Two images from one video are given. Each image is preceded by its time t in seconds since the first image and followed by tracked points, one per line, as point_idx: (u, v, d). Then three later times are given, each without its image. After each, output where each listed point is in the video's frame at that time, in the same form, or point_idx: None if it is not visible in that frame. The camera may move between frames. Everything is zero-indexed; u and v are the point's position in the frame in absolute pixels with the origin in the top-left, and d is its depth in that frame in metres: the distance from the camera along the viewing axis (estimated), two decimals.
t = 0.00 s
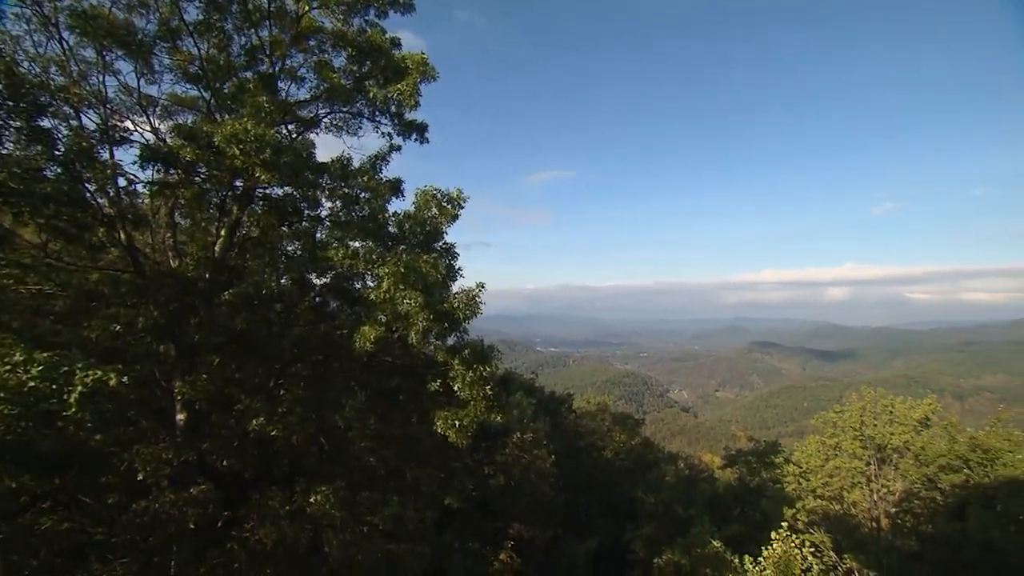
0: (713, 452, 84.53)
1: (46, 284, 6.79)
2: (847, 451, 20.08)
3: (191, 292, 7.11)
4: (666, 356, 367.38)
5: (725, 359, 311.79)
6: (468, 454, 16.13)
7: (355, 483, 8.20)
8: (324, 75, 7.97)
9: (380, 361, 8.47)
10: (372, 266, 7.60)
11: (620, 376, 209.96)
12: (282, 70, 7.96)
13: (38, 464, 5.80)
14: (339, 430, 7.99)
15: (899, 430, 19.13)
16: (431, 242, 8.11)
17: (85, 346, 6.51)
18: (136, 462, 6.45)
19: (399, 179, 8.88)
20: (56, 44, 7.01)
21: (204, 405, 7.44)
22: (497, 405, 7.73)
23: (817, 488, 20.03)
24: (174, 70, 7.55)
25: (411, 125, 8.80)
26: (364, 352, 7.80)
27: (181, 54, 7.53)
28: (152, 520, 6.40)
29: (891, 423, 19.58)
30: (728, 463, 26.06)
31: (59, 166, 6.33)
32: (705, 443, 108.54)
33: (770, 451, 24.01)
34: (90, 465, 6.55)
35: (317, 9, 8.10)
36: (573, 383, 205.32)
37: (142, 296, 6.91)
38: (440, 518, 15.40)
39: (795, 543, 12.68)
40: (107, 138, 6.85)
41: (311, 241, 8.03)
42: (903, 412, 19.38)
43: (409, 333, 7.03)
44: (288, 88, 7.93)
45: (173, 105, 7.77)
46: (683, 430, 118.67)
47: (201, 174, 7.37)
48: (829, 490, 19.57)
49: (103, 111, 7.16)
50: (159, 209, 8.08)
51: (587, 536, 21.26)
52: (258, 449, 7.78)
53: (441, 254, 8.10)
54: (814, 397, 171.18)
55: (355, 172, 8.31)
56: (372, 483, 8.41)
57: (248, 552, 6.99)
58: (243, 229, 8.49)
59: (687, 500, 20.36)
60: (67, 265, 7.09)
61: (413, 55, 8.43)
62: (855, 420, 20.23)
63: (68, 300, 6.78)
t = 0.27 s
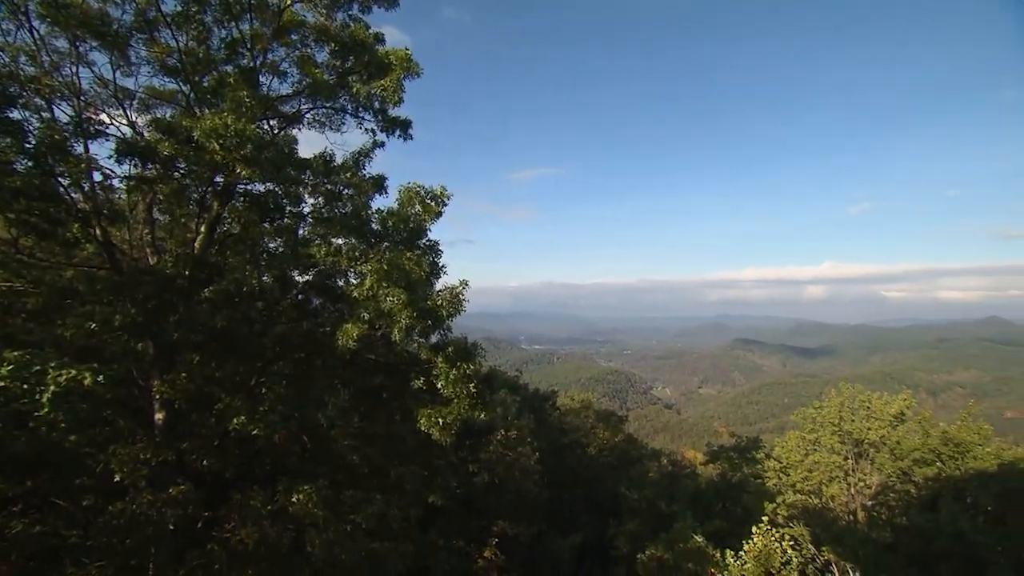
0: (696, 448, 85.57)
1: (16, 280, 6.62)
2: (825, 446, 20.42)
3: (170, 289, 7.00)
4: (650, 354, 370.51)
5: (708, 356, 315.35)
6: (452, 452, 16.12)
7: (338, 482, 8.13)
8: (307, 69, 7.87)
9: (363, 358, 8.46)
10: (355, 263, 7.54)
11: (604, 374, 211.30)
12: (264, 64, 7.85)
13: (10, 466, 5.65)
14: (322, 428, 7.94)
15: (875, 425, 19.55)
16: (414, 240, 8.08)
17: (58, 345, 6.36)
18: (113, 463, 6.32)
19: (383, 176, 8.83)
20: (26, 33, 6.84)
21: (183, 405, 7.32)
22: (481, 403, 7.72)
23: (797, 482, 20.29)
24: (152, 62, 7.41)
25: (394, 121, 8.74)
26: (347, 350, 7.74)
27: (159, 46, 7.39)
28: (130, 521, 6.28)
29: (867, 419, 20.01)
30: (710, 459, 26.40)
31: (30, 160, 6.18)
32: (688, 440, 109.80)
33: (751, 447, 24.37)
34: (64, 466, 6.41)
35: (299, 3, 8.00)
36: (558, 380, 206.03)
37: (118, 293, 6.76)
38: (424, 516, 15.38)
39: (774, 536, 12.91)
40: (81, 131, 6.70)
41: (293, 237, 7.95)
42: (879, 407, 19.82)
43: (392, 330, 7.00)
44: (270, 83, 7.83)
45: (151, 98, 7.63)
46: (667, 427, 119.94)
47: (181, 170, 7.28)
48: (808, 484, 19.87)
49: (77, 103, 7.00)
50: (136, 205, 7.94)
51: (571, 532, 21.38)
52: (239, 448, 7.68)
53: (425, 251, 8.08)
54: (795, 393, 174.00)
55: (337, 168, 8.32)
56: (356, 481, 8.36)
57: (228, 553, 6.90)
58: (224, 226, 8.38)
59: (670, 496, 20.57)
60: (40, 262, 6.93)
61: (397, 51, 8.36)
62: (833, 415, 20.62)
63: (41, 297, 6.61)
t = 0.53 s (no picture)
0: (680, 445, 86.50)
1: None
2: (806, 441, 20.62)
3: (149, 286, 6.86)
4: (635, 351, 373.16)
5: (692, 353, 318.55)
6: (437, 449, 16.12)
7: (322, 481, 8.09)
8: (289, 64, 7.78)
9: (347, 356, 8.43)
10: (338, 260, 7.48)
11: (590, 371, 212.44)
12: (245, 58, 7.74)
13: None
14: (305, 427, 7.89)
15: (854, 420, 19.90)
16: (398, 237, 8.05)
17: (32, 344, 6.22)
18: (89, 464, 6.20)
19: (366, 172, 8.77)
20: None
21: (162, 404, 7.21)
22: (465, 400, 7.74)
23: (779, 477, 20.50)
24: (129, 54, 7.26)
25: (378, 117, 8.68)
26: (330, 348, 7.69)
27: (136, 38, 7.24)
28: (107, 523, 6.16)
29: (847, 414, 20.35)
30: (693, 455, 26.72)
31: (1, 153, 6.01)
32: (672, 436, 110.92)
33: (733, 442, 24.71)
34: (39, 468, 6.29)
35: None
36: (543, 378, 206.60)
37: (95, 290, 6.60)
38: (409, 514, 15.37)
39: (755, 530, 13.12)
40: (55, 124, 6.54)
41: (275, 234, 7.88)
42: (858, 403, 20.16)
43: (376, 328, 6.97)
44: (253, 77, 7.72)
45: (128, 91, 7.47)
46: (651, 423, 121.01)
47: (160, 165, 7.12)
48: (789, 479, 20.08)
49: (51, 95, 6.84)
50: (114, 200, 7.79)
51: (556, 529, 21.50)
52: (220, 447, 7.59)
53: (409, 248, 8.04)
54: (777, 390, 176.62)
55: (321, 164, 8.20)
56: (340, 480, 8.32)
57: (210, 554, 6.83)
58: (205, 222, 8.26)
59: (654, 491, 20.76)
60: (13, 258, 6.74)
61: (381, 46, 8.31)
62: (814, 410, 20.91)
63: (13, 295, 6.53)
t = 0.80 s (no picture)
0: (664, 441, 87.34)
1: None
2: (787, 436, 20.96)
3: (127, 283, 6.73)
4: (620, 348, 375.53)
5: (676, 350, 321.59)
6: (422, 447, 16.08)
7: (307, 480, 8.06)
8: (272, 58, 7.68)
9: (331, 354, 8.36)
10: (321, 257, 7.42)
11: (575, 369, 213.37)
12: (226, 52, 7.62)
13: None
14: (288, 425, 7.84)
15: (834, 416, 20.25)
16: (382, 234, 8.01)
17: (5, 343, 6.07)
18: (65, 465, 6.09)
19: (350, 169, 8.70)
20: None
21: (141, 403, 7.09)
22: (450, 397, 7.74)
23: (760, 472, 20.86)
24: (105, 46, 7.11)
25: (362, 113, 8.61)
26: (313, 345, 7.63)
27: (112, 29, 7.09)
28: (84, 526, 6.03)
29: (827, 410, 20.67)
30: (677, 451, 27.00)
31: None
32: (656, 433, 111.91)
33: (716, 438, 25.02)
34: (13, 469, 6.16)
35: None
36: (529, 375, 206.96)
37: (70, 287, 6.44)
38: (394, 512, 15.33)
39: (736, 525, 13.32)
40: (27, 117, 6.39)
41: (258, 231, 7.80)
42: (837, 399, 20.51)
43: (359, 325, 6.95)
44: (234, 71, 7.60)
45: (104, 84, 7.31)
46: (636, 420, 121.98)
47: (139, 160, 6.98)
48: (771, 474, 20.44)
49: (23, 86, 6.67)
50: (90, 195, 7.64)
51: (541, 525, 21.60)
52: (201, 447, 7.49)
53: (393, 245, 8.00)
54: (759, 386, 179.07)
55: (305, 160, 8.09)
56: (323, 478, 8.27)
57: (190, 555, 6.74)
58: (185, 218, 8.13)
59: (638, 488, 20.95)
60: None
61: (365, 42, 8.25)
62: (795, 406, 21.21)
63: None
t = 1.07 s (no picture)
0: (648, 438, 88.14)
1: None
2: (768, 432, 21.23)
3: (103, 281, 6.59)
4: (604, 346, 377.72)
5: (659, 348, 324.47)
6: (406, 446, 16.04)
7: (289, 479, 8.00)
8: (253, 52, 7.57)
9: (313, 353, 8.28)
10: (303, 254, 7.34)
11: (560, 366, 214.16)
12: (206, 45, 7.50)
13: None
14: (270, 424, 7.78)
15: (813, 412, 20.56)
16: (365, 231, 7.96)
17: None
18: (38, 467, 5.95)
19: (333, 165, 8.62)
20: None
21: (118, 403, 6.96)
22: (433, 395, 7.73)
23: (742, 468, 21.15)
24: (78, 36, 6.95)
25: (345, 109, 8.54)
26: (295, 344, 7.56)
27: (86, 20, 6.93)
28: (58, 529, 5.91)
29: (806, 406, 21.00)
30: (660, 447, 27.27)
31: None
32: (640, 430, 112.86)
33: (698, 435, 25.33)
34: None
35: None
36: (514, 373, 207.25)
37: (43, 285, 6.30)
38: (378, 511, 15.26)
39: (718, 519, 13.51)
40: None
41: (239, 227, 7.69)
42: (817, 395, 20.86)
43: (342, 323, 6.92)
44: (214, 65, 7.47)
45: (77, 76, 7.15)
46: (620, 417, 122.85)
47: (115, 155, 6.85)
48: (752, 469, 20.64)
49: None
50: (63, 190, 7.46)
51: (526, 523, 21.67)
52: (181, 447, 7.39)
53: (376, 243, 7.96)
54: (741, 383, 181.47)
55: (286, 157, 8.01)
56: (306, 477, 8.21)
57: (169, 556, 6.64)
58: (164, 214, 7.99)
59: (622, 484, 21.12)
60: None
61: (348, 37, 8.18)
62: (775, 403, 21.53)
63: None
